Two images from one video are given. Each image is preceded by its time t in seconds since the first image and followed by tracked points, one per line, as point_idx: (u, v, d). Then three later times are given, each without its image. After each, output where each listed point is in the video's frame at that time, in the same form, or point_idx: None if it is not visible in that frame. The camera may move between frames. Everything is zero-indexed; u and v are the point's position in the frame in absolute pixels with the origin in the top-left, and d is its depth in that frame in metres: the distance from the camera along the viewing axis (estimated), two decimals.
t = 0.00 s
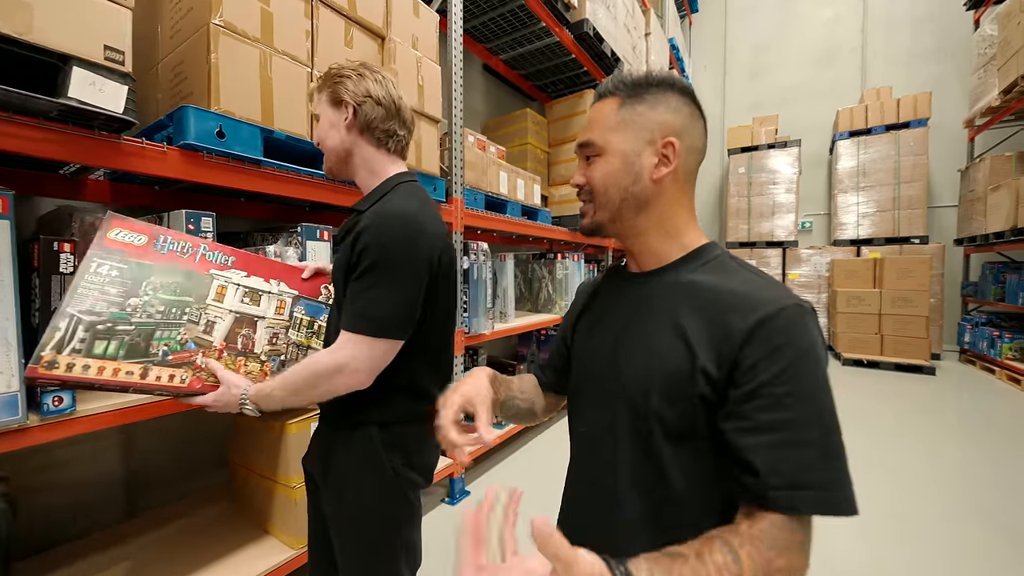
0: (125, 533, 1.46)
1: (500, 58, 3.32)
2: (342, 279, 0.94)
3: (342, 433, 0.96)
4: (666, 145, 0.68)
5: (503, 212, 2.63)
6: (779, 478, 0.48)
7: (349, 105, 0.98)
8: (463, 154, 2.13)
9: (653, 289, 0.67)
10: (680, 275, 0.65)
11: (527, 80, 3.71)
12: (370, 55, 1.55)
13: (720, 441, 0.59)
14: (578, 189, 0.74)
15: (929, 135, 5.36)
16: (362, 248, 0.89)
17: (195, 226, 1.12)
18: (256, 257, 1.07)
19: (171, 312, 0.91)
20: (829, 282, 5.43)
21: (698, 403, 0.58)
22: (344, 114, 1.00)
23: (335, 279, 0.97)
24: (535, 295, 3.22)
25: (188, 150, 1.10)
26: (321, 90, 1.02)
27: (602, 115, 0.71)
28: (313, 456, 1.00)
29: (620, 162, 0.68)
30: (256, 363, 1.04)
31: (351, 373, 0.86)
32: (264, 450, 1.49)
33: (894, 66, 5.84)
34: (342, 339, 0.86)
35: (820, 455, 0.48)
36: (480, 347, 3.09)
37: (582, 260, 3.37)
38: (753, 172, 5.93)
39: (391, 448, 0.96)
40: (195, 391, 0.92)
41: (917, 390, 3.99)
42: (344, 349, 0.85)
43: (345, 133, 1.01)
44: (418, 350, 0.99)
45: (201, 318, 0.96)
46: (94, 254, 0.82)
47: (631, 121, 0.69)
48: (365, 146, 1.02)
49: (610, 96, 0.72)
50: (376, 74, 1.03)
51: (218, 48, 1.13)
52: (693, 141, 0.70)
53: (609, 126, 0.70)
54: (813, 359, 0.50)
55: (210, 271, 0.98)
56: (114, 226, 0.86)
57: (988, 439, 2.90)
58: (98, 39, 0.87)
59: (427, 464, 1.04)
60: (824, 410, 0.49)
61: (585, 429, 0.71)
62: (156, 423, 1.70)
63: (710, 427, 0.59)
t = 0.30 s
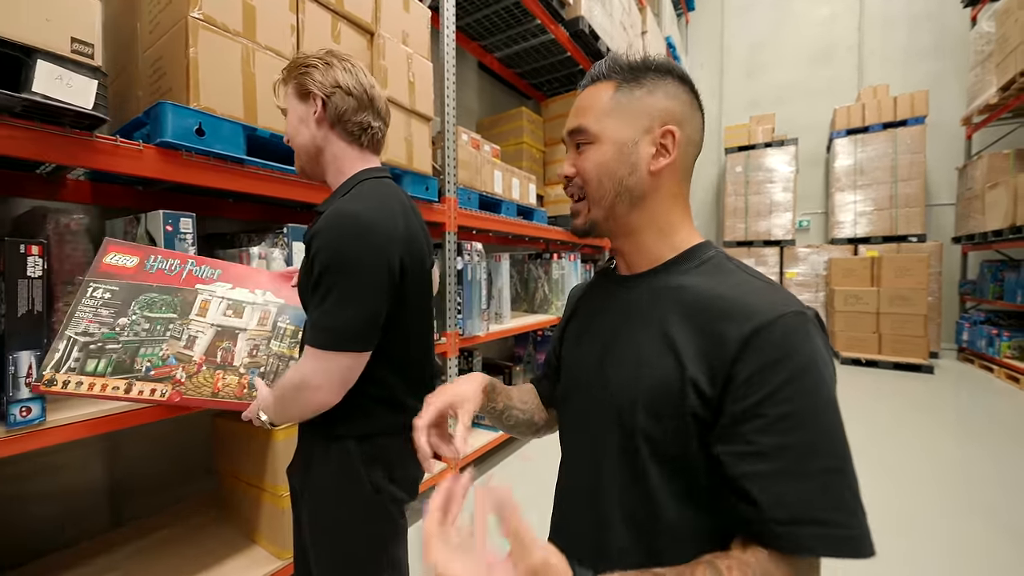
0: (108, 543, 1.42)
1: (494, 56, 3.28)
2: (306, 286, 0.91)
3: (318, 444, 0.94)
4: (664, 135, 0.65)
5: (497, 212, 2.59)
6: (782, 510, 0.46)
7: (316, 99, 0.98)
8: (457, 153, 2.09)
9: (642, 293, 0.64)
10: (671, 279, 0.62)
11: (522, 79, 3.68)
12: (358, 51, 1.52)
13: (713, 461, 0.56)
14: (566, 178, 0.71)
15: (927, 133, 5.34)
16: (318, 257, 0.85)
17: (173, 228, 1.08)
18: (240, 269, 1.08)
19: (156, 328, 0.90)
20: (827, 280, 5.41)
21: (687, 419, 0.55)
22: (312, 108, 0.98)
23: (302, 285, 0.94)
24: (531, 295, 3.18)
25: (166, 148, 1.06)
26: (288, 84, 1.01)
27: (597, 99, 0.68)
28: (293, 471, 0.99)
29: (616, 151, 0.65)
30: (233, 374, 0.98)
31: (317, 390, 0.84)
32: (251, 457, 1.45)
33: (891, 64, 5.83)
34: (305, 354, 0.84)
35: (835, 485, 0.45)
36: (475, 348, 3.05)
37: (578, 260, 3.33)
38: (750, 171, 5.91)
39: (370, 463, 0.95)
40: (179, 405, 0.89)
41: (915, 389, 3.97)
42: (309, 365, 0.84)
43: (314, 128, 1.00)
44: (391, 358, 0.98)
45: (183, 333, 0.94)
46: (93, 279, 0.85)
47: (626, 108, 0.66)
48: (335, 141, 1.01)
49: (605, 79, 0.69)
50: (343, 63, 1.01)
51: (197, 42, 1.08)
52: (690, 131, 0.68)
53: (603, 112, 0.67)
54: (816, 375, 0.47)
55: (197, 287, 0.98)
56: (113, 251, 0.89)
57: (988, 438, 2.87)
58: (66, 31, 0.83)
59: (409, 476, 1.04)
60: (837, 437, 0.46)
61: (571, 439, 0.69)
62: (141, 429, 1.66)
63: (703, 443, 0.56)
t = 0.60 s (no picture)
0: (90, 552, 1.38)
1: (491, 52, 3.23)
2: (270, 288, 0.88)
3: (288, 461, 0.94)
4: (659, 126, 0.62)
5: (494, 210, 2.55)
6: (780, 556, 0.42)
7: (292, 92, 0.97)
8: (451, 150, 2.05)
9: (640, 299, 0.61)
10: (671, 285, 0.59)
11: (520, 75, 3.63)
12: (348, 46, 1.48)
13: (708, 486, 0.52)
14: (555, 185, 0.67)
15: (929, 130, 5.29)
16: (276, 264, 0.82)
17: (151, 229, 1.04)
18: (229, 280, 1.04)
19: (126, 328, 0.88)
20: (828, 279, 5.37)
21: (678, 438, 0.52)
22: (288, 103, 0.98)
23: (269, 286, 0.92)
24: (529, 295, 3.14)
25: (143, 145, 1.02)
26: (263, 78, 0.99)
27: (584, 86, 0.64)
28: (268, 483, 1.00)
29: (606, 147, 0.61)
30: (183, 388, 0.91)
31: (277, 400, 0.82)
32: (238, 463, 1.41)
33: (893, 60, 5.77)
34: (266, 363, 0.82)
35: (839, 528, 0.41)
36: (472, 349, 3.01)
37: (576, 259, 3.28)
38: (751, 168, 5.85)
39: (338, 481, 0.94)
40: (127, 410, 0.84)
41: (916, 388, 3.94)
42: (270, 375, 0.82)
43: (291, 123, 0.99)
44: (359, 365, 0.96)
45: (149, 336, 0.89)
46: (84, 275, 0.89)
47: (615, 97, 0.62)
48: (314, 136, 1.00)
49: (594, 63, 0.66)
50: (318, 53, 1.00)
51: (175, 34, 1.04)
52: (688, 121, 0.65)
53: (591, 102, 0.63)
54: (829, 402, 0.43)
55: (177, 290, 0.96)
56: (109, 251, 0.94)
57: (990, 437, 2.84)
58: (31, 22, 0.79)
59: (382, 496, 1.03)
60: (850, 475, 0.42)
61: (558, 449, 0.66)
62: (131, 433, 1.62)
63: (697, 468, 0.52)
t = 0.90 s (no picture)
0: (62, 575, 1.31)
1: (485, 57, 3.21)
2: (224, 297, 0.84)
3: (261, 482, 0.92)
4: (648, 126, 0.59)
5: (488, 216, 2.51)
6: None
7: (268, 92, 0.94)
8: (444, 155, 2.01)
9: (648, 321, 0.57)
10: (685, 307, 0.55)
11: (514, 80, 3.62)
12: (338, 48, 1.44)
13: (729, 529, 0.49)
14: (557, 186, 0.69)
15: (918, 137, 5.35)
16: (222, 269, 0.79)
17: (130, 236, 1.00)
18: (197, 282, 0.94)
19: (73, 307, 0.85)
20: (820, 284, 5.40)
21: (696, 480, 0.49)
22: (264, 103, 0.94)
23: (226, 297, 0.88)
24: (523, 301, 3.11)
25: (121, 148, 0.97)
26: (240, 77, 0.96)
27: (582, 93, 0.65)
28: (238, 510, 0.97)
29: (592, 150, 0.62)
30: (108, 384, 0.86)
31: (217, 411, 0.78)
32: (220, 480, 1.35)
33: (883, 68, 5.84)
34: (209, 372, 0.79)
35: None
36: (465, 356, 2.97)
37: (572, 265, 3.24)
38: (744, 174, 5.88)
39: (315, 505, 0.92)
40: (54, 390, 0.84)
41: (910, 392, 3.94)
42: (211, 385, 0.78)
43: (268, 124, 0.96)
44: (321, 375, 0.91)
45: (93, 321, 0.85)
46: (53, 241, 0.86)
47: (610, 99, 0.62)
48: (293, 138, 0.97)
49: (593, 69, 0.67)
50: (298, 52, 0.97)
51: (155, 33, 1.00)
52: (694, 114, 0.60)
53: (588, 107, 0.64)
54: (876, 452, 0.41)
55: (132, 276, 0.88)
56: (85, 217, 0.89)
57: (985, 440, 2.85)
58: None
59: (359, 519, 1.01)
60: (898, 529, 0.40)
61: (558, 479, 0.62)
62: (111, 448, 1.56)
63: (718, 509, 0.49)
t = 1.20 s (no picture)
0: None
1: (453, 61, 3.17)
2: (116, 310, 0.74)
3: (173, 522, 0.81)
4: (643, 122, 0.62)
5: (457, 221, 2.45)
6: None
7: (187, 86, 0.85)
8: (412, 158, 1.95)
9: (666, 346, 0.54)
10: (706, 331, 0.52)
11: (482, 86, 3.60)
12: (299, 43, 1.36)
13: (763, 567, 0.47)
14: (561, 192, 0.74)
15: (857, 152, 5.78)
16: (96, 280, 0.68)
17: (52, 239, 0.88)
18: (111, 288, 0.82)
19: None
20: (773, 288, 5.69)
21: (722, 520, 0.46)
22: (183, 99, 0.86)
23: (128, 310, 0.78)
24: (493, 307, 3.07)
25: (42, 141, 0.86)
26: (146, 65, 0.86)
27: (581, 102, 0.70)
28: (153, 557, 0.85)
29: (588, 149, 0.66)
30: None
31: (68, 444, 0.67)
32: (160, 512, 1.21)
33: (826, 87, 6.28)
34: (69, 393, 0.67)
35: None
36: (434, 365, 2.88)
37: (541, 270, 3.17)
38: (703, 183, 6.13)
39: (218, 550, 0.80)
40: None
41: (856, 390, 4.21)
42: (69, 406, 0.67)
43: (187, 122, 0.87)
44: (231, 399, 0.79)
45: None
46: None
47: (605, 104, 0.66)
48: (216, 136, 0.90)
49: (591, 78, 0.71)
50: (215, 40, 0.88)
51: (85, 14, 0.89)
52: (686, 110, 0.62)
53: (585, 112, 0.68)
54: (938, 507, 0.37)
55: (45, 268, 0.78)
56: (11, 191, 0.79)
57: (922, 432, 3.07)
58: None
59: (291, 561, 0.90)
60: None
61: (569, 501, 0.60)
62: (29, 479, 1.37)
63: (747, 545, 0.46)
